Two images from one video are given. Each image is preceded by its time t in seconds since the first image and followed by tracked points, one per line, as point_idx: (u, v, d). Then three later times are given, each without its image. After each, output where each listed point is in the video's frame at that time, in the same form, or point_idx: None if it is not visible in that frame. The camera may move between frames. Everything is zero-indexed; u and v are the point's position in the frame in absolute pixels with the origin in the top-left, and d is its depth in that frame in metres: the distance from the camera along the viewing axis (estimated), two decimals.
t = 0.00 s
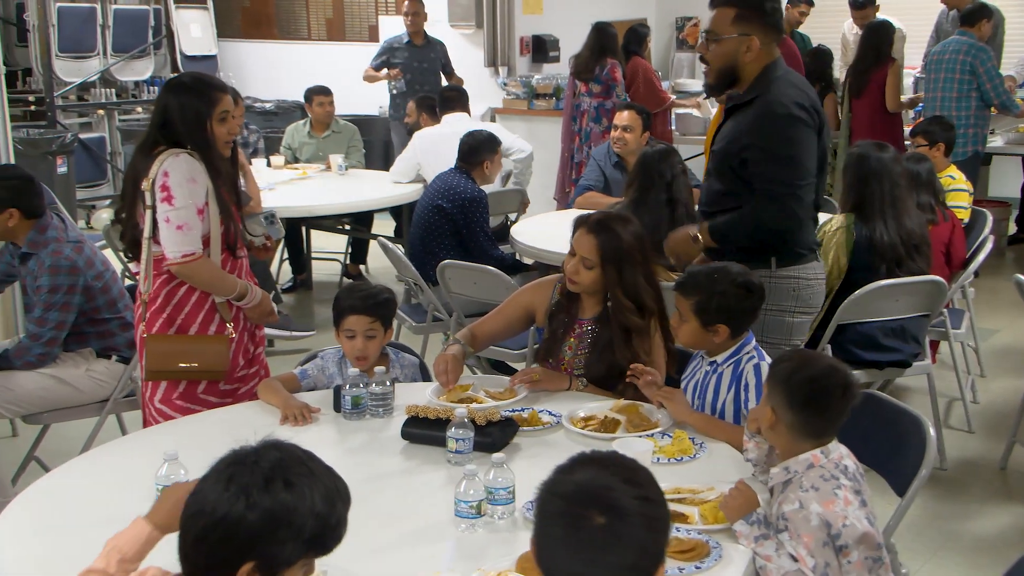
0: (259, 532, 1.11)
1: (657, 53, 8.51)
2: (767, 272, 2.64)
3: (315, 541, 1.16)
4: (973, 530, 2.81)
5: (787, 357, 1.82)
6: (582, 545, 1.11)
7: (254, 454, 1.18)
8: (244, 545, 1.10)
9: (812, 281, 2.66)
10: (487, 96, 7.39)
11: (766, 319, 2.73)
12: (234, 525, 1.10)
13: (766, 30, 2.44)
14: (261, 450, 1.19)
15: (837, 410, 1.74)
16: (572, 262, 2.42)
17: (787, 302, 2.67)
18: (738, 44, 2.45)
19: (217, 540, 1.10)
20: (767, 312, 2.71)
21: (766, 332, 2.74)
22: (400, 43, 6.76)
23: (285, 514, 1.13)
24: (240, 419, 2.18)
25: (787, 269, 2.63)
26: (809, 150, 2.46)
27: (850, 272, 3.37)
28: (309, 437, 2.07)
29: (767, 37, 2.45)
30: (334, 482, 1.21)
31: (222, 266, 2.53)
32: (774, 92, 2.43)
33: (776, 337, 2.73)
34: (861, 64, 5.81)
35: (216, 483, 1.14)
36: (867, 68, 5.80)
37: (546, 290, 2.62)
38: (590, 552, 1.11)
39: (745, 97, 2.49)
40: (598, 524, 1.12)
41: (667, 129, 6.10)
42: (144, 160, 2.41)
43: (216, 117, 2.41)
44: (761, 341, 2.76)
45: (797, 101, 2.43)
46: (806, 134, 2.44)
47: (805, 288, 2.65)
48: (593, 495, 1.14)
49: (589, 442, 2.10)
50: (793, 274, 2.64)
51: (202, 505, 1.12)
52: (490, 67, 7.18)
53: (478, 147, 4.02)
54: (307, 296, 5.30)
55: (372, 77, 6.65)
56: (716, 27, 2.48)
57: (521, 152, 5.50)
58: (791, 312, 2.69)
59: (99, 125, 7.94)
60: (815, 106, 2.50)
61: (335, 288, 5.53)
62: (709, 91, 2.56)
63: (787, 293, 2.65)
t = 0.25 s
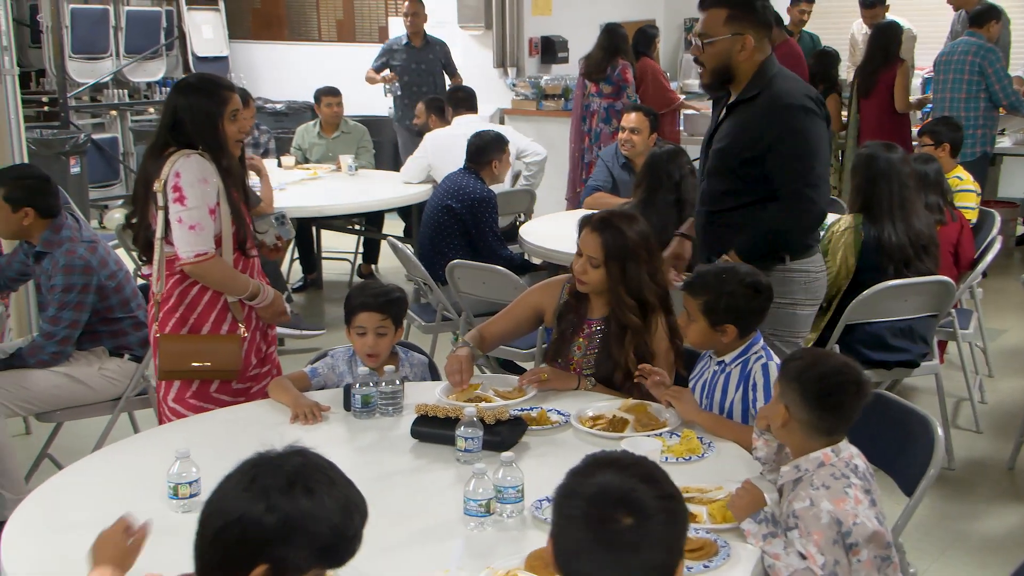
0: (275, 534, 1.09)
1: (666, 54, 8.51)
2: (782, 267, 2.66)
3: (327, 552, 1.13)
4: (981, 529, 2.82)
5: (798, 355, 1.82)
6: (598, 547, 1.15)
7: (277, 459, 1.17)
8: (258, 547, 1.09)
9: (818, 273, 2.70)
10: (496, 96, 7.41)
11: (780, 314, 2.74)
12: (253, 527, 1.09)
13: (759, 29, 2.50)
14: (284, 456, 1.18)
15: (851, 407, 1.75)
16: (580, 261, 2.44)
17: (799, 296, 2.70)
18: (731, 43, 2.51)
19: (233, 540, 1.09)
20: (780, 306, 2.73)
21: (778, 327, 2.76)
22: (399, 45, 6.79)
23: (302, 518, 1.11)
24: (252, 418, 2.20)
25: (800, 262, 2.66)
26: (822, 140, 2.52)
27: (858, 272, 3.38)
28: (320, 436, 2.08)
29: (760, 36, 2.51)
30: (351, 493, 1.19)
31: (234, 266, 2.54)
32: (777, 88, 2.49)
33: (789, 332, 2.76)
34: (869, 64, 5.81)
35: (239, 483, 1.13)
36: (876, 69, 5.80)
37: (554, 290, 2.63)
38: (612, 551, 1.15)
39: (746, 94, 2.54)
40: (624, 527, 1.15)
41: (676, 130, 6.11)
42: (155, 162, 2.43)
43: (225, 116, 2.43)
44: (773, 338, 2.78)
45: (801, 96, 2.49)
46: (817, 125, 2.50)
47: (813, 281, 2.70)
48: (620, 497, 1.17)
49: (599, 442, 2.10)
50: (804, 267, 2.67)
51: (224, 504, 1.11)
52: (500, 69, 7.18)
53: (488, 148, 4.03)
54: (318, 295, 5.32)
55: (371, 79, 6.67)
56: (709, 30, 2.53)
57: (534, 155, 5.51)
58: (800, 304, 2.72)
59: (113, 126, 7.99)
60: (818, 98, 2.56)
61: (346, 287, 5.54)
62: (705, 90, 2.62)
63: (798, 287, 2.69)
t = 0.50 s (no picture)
0: (294, 538, 1.05)
1: (674, 55, 8.53)
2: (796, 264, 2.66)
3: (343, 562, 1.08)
4: (989, 529, 2.82)
5: (807, 355, 1.83)
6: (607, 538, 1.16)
7: (304, 464, 1.14)
8: (274, 550, 1.05)
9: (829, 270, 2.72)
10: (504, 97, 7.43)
11: (792, 311, 2.75)
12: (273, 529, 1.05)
13: (759, 28, 2.52)
14: (309, 462, 1.15)
15: (860, 407, 1.76)
16: (587, 262, 2.45)
17: (811, 293, 2.71)
18: (736, 46, 2.51)
19: (251, 537, 1.05)
20: (793, 304, 2.74)
21: (790, 325, 2.76)
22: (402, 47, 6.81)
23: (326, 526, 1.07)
24: (262, 417, 2.21)
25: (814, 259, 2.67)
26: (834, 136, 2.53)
27: (866, 273, 3.38)
28: (330, 435, 2.09)
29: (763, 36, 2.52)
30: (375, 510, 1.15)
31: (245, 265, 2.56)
32: (788, 84, 2.51)
33: (800, 330, 2.77)
34: (878, 65, 5.81)
35: (264, 485, 1.10)
36: (884, 69, 5.80)
37: (563, 290, 2.64)
38: (622, 547, 1.16)
39: (754, 93, 2.55)
40: (633, 520, 1.17)
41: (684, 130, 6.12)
42: (167, 162, 2.44)
43: (235, 115, 2.44)
44: (784, 336, 2.78)
45: (812, 91, 2.51)
46: (828, 121, 2.51)
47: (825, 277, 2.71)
48: (629, 492, 1.18)
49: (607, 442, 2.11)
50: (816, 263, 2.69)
51: (248, 504, 1.07)
52: (508, 69, 7.19)
53: (496, 148, 4.04)
54: (327, 295, 5.33)
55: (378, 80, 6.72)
56: (709, 39, 2.52)
57: (547, 158, 5.52)
58: (813, 301, 2.73)
59: (124, 126, 8.03)
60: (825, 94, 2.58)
61: (355, 287, 5.56)
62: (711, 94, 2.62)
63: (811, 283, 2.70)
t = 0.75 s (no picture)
0: (321, 544, 1.06)
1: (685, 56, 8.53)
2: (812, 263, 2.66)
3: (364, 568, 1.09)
4: (1002, 529, 2.82)
5: (818, 356, 1.83)
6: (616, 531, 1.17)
7: (331, 468, 1.15)
8: (300, 553, 1.06)
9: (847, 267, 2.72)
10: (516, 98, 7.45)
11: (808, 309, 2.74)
12: (300, 537, 1.06)
13: (761, 33, 2.53)
14: (340, 468, 1.15)
15: (871, 407, 1.76)
16: (597, 262, 2.45)
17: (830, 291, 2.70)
18: (743, 51, 2.52)
19: (279, 539, 1.06)
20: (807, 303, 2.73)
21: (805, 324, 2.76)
22: (410, 50, 6.83)
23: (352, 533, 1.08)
24: (276, 416, 2.23)
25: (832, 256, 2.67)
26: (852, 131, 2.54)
27: (878, 273, 3.37)
28: (343, 434, 2.11)
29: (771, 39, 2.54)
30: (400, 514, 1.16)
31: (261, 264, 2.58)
32: (803, 82, 2.53)
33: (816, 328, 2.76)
34: (889, 65, 5.80)
35: (292, 486, 1.11)
36: (895, 70, 5.80)
37: (573, 291, 2.65)
38: (630, 542, 1.18)
39: (766, 94, 2.57)
40: (635, 508, 1.19)
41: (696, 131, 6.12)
42: (184, 162, 2.46)
43: (250, 115, 2.46)
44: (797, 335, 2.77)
45: (826, 88, 2.53)
46: (846, 117, 2.53)
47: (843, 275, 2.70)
48: (628, 484, 1.20)
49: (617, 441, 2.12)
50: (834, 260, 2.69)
51: (275, 504, 1.09)
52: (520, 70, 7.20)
53: (507, 149, 4.05)
54: (340, 295, 5.36)
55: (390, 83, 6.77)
56: (714, 47, 2.52)
57: (560, 159, 5.53)
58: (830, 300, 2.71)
59: (140, 127, 8.08)
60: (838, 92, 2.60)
61: (367, 287, 5.58)
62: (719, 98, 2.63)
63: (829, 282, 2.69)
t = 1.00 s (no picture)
0: (334, 538, 1.08)
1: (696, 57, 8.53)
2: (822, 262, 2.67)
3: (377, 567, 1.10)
4: (1011, 529, 2.82)
5: (828, 356, 1.84)
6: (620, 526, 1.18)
7: (348, 464, 1.16)
8: (316, 548, 1.07)
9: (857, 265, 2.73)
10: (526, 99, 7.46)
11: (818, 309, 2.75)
12: (314, 531, 1.07)
13: (772, 37, 2.51)
14: (355, 463, 1.17)
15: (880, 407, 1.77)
16: (608, 262, 2.46)
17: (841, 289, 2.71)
18: (752, 55, 2.51)
19: (295, 536, 1.07)
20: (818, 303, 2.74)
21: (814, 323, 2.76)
22: (419, 52, 6.85)
23: (365, 528, 1.09)
24: (289, 414, 2.24)
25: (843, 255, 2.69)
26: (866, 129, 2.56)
27: (887, 274, 3.38)
28: (356, 433, 2.12)
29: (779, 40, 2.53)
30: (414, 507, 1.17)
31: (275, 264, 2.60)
32: (817, 82, 2.54)
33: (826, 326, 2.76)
34: (900, 66, 5.79)
35: (308, 482, 1.12)
36: (906, 71, 5.79)
37: (583, 291, 2.66)
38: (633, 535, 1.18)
39: (778, 94, 2.57)
40: (629, 495, 1.19)
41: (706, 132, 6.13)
42: (199, 163, 2.48)
43: (265, 115, 2.47)
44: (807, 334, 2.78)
45: (839, 88, 2.54)
46: (859, 115, 2.54)
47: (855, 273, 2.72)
48: (615, 470, 1.20)
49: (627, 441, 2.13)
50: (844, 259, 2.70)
51: (292, 500, 1.10)
52: (531, 72, 7.22)
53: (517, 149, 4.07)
54: (350, 295, 5.38)
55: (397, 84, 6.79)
56: (724, 49, 2.51)
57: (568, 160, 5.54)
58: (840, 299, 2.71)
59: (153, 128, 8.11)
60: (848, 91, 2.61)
61: (378, 287, 5.60)
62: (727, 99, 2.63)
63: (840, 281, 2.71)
